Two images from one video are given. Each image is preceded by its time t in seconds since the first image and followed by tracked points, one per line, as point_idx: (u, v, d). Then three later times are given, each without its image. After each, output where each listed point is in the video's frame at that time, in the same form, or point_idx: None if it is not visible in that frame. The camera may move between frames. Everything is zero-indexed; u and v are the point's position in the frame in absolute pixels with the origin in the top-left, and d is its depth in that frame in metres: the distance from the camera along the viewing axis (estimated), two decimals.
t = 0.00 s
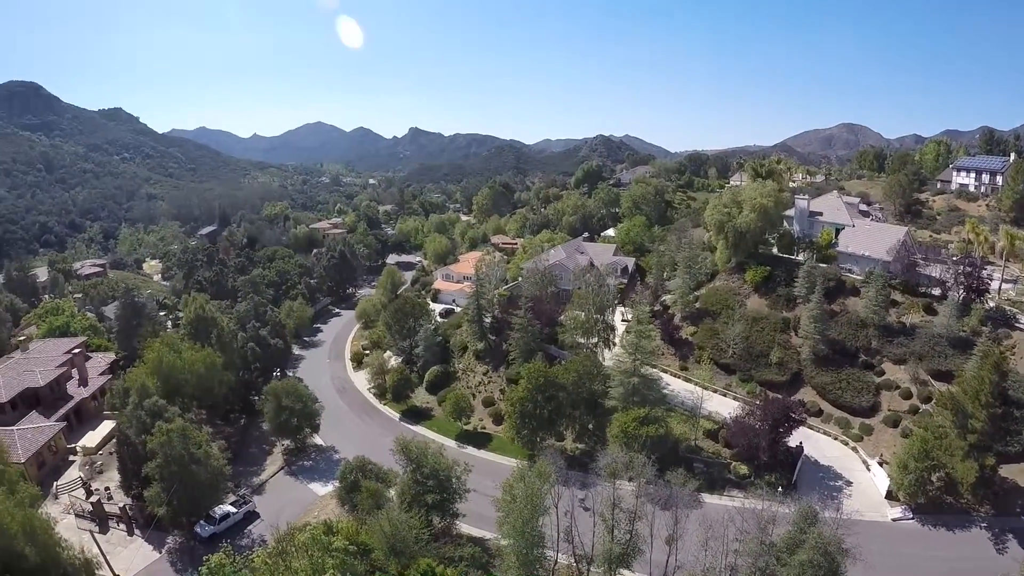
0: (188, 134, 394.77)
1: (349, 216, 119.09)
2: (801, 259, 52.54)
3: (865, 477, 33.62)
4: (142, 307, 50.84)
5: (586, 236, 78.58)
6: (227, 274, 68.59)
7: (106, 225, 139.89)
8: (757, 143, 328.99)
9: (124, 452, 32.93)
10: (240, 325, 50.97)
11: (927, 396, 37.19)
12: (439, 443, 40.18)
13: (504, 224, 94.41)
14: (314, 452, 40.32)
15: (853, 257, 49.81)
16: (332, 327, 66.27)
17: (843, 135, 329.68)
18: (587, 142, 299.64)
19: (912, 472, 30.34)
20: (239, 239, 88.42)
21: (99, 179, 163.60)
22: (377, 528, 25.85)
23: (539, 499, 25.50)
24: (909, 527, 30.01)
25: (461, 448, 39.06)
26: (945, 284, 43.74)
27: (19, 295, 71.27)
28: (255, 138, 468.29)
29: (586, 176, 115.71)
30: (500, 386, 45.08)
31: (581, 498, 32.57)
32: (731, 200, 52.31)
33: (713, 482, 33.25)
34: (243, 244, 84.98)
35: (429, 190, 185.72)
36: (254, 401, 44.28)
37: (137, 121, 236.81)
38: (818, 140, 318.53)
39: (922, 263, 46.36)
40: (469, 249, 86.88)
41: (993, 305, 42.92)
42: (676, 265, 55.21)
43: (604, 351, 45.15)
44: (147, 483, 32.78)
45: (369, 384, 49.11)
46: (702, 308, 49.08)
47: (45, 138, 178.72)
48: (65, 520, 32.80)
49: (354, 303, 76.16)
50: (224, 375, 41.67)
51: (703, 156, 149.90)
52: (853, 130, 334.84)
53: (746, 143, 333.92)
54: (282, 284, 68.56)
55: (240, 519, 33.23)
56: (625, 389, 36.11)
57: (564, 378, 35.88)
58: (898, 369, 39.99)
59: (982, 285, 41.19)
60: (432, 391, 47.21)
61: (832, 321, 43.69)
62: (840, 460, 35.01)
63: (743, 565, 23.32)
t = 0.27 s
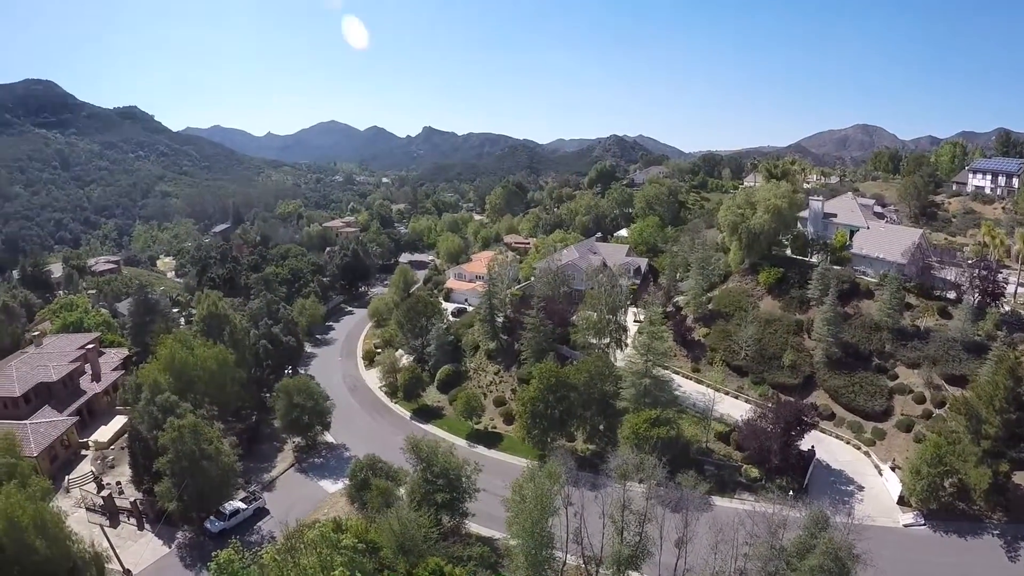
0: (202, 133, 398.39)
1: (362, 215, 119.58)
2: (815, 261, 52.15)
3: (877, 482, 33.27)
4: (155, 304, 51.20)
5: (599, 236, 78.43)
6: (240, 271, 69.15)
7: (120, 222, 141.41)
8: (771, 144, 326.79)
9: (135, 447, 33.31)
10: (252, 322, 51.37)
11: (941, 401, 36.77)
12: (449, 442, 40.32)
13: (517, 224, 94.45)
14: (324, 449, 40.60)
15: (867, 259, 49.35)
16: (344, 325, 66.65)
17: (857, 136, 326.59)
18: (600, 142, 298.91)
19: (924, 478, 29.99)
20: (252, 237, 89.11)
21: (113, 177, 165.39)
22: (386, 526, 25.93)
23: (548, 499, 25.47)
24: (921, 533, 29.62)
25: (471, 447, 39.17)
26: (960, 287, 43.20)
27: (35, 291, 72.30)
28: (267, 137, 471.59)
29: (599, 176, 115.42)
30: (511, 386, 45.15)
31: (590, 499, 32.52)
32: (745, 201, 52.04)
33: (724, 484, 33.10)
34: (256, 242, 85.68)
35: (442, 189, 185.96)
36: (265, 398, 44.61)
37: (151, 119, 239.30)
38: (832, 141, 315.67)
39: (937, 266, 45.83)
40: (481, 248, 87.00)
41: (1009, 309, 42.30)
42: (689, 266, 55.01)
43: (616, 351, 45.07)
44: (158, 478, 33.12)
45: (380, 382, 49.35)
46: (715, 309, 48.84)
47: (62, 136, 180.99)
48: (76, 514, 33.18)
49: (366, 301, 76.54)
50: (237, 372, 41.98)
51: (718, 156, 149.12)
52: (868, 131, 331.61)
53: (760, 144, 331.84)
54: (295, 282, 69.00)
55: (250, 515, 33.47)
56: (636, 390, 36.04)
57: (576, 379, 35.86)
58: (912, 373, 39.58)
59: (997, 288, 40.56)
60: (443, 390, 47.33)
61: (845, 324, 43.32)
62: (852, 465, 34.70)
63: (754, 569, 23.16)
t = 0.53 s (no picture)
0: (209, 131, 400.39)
1: (369, 214, 119.80)
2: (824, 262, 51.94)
3: (885, 486, 33.05)
4: (161, 301, 51.39)
5: (607, 236, 78.34)
6: (247, 270, 69.42)
7: (129, 220, 142.18)
8: (779, 144, 325.62)
9: (142, 444, 33.47)
10: (260, 321, 51.55)
11: (949, 404, 36.53)
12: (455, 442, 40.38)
13: (524, 224, 94.43)
14: (330, 448, 40.73)
15: (876, 261, 49.08)
16: (352, 324, 66.83)
17: (865, 137, 324.94)
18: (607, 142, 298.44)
19: (932, 482, 29.75)
20: (260, 235, 89.45)
21: (121, 175, 166.20)
22: (390, 526, 25.89)
23: (553, 500, 25.45)
24: (929, 537, 29.39)
25: (477, 447, 39.23)
26: (970, 289, 42.86)
27: (43, 288, 72.75)
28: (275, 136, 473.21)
29: (607, 176, 115.27)
30: (517, 386, 45.16)
31: (597, 500, 32.54)
32: (753, 202, 51.88)
33: (731, 487, 32.97)
34: (264, 241, 86.01)
35: (449, 189, 186.14)
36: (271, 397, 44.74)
37: (160, 118, 240.52)
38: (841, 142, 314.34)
39: (947, 268, 45.54)
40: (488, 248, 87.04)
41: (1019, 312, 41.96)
42: (697, 267, 54.89)
43: (623, 352, 44.98)
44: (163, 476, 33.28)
45: (387, 381, 49.46)
46: (722, 310, 48.68)
47: (71, 134, 182.09)
48: (82, 511, 33.33)
49: (373, 300, 76.72)
50: (244, 370, 42.12)
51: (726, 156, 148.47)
52: (876, 133, 329.84)
53: (768, 144, 330.70)
54: (302, 280, 69.21)
55: (255, 513, 33.57)
56: (643, 392, 35.97)
57: (582, 380, 35.80)
58: (920, 376, 39.33)
59: (1008, 291, 40.22)
60: (449, 389, 47.38)
61: (853, 326, 43.09)
62: (859, 468, 34.49)
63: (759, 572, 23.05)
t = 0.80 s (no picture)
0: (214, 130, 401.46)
1: (374, 213, 119.83)
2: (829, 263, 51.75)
3: (889, 488, 32.88)
4: (165, 299, 51.54)
5: (611, 236, 78.19)
6: (251, 269, 69.50)
7: (134, 218, 142.57)
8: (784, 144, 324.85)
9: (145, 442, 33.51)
10: (264, 319, 51.64)
11: (955, 406, 36.31)
12: (458, 442, 40.36)
13: (528, 224, 94.36)
14: (333, 447, 40.76)
15: (882, 262, 48.84)
16: (355, 323, 66.87)
17: (871, 138, 323.91)
18: (611, 142, 297.98)
19: (937, 485, 29.58)
20: (265, 234, 89.64)
21: (126, 174, 166.66)
22: (392, 527, 25.80)
23: (557, 502, 25.40)
24: (933, 541, 29.22)
25: (480, 447, 39.22)
26: (977, 291, 42.59)
27: (48, 286, 72.94)
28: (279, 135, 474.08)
29: (612, 176, 115.13)
30: (521, 386, 45.12)
31: (601, 501, 32.48)
32: (759, 202, 51.79)
33: (735, 489, 32.85)
34: (269, 240, 86.20)
35: (453, 189, 186.27)
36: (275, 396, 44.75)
37: (165, 117, 241.24)
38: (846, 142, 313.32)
39: (953, 270, 45.25)
40: (492, 247, 87.01)
41: None
42: (702, 267, 54.75)
43: (627, 353, 44.90)
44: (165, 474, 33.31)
45: (390, 380, 49.46)
46: (727, 311, 48.53)
47: (77, 133, 182.74)
48: (84, 508, 33.36)
49: (377, 300, 76.79)
50: (247, 369, 42.17)
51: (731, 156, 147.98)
52: (881, 134, 328.71)
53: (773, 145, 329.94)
54: (306, 279, 69.27)
55: (258, 512, 33.60)
56: (647, 393, 35.87)
57: (586, 380, 35.72)
58: (926, 378, 39.13)
59: (1014, 293, 39.90)
60: (453, 389, 47.37)
61: (859, 327, 42.89)
62: (864, 470, 34.32)
63: None
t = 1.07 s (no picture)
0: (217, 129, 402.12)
1: (377, 212, 119.86)
2: (833, 264, 51.56)
3: (893, 491, 32.69)
4: (167, 298, 51.62)
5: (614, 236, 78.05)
6: (253, 267, 69.57)
7: (137, 217, 142.80)
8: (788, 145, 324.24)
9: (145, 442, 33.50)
10: (266, 318, 51.64)
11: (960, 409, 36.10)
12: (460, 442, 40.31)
13: (531, 223, 94.28)
14: (335, 447, 40.72)
15: (886, 262, 48.61)
16: (358, 322, 66.87)
17: (874, 138, 323.12)
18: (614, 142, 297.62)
19: (942, 488, 29.41)
20: (268, 233, 89.73)
21: (129, 173, 166.99)
22: (393, 528, 25.68)
23: (558, 504, 25.32)
24: (937, 544, 29.03)
25: (482, 448, 39.16)
26: (982, 292, 42.34)
27: (49, 284, 73.08)
28: (283, 135, 474.67)
29: (615, 176, 114.97)
30: (523, 386, 45.04)
31: (603, 503, 32.39)
32: (762, 202, 51.68)
33: (738, 491, 32.70)
34: (272, 239, 86.29)
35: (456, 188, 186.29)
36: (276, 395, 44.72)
37: (168, 115, 241.72)
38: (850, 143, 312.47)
39: (957, 271, 45.03)
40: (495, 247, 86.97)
41: None
42: (705, 268, 54.60)
43: (630, 353, 44.79)
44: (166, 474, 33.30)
45: (392, 380, 49.43)
46: (730, 311, 48.34)
47: (80, 131, 183.16)
48: (85, 507, 33.40)
49: (379, 299, 76.79)
50: (248, 368, 42.17)
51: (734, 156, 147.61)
52: (885, 134, 327.75)
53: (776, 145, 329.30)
54: (308, 278, 69.28)
55: (259, 512, 33.58)
56: (650, 394, 35.74)
57: (588, 381, 35.62)
58: (930, 380, 38.93)
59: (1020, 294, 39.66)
60: (455, 389, 47.32)
61: (863, 329, 42.70)
62: (867, 473, 34.14)
63: None
